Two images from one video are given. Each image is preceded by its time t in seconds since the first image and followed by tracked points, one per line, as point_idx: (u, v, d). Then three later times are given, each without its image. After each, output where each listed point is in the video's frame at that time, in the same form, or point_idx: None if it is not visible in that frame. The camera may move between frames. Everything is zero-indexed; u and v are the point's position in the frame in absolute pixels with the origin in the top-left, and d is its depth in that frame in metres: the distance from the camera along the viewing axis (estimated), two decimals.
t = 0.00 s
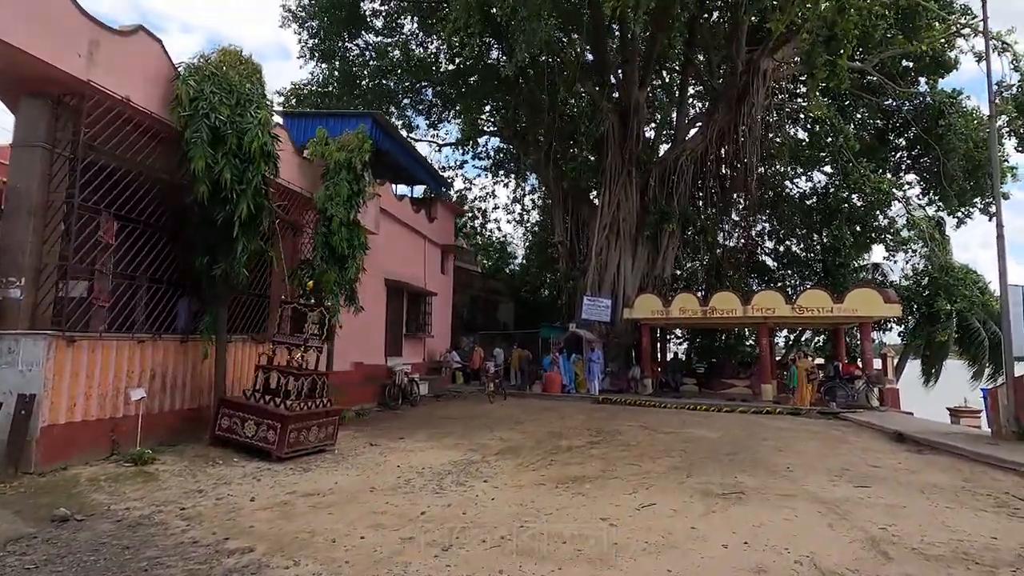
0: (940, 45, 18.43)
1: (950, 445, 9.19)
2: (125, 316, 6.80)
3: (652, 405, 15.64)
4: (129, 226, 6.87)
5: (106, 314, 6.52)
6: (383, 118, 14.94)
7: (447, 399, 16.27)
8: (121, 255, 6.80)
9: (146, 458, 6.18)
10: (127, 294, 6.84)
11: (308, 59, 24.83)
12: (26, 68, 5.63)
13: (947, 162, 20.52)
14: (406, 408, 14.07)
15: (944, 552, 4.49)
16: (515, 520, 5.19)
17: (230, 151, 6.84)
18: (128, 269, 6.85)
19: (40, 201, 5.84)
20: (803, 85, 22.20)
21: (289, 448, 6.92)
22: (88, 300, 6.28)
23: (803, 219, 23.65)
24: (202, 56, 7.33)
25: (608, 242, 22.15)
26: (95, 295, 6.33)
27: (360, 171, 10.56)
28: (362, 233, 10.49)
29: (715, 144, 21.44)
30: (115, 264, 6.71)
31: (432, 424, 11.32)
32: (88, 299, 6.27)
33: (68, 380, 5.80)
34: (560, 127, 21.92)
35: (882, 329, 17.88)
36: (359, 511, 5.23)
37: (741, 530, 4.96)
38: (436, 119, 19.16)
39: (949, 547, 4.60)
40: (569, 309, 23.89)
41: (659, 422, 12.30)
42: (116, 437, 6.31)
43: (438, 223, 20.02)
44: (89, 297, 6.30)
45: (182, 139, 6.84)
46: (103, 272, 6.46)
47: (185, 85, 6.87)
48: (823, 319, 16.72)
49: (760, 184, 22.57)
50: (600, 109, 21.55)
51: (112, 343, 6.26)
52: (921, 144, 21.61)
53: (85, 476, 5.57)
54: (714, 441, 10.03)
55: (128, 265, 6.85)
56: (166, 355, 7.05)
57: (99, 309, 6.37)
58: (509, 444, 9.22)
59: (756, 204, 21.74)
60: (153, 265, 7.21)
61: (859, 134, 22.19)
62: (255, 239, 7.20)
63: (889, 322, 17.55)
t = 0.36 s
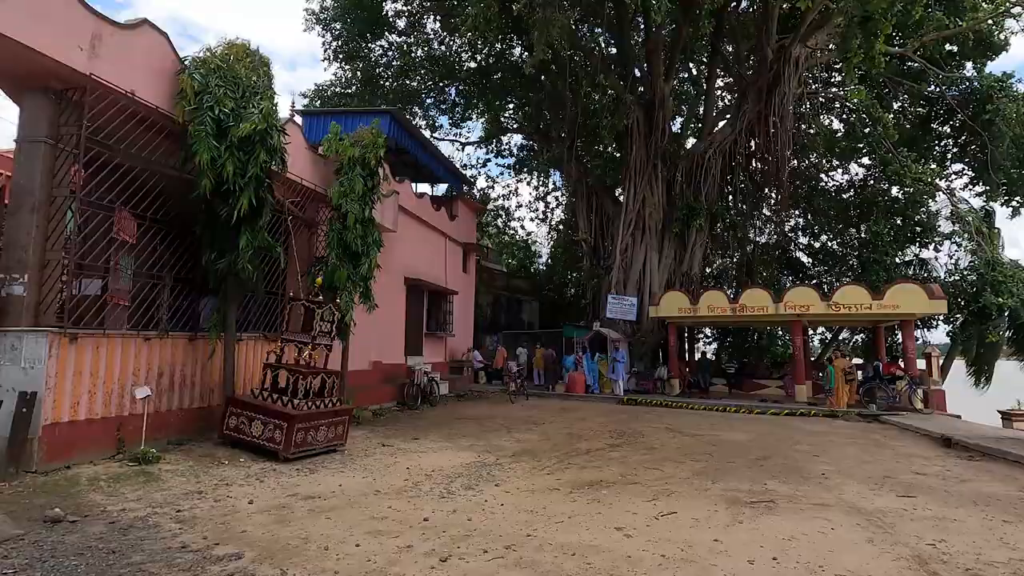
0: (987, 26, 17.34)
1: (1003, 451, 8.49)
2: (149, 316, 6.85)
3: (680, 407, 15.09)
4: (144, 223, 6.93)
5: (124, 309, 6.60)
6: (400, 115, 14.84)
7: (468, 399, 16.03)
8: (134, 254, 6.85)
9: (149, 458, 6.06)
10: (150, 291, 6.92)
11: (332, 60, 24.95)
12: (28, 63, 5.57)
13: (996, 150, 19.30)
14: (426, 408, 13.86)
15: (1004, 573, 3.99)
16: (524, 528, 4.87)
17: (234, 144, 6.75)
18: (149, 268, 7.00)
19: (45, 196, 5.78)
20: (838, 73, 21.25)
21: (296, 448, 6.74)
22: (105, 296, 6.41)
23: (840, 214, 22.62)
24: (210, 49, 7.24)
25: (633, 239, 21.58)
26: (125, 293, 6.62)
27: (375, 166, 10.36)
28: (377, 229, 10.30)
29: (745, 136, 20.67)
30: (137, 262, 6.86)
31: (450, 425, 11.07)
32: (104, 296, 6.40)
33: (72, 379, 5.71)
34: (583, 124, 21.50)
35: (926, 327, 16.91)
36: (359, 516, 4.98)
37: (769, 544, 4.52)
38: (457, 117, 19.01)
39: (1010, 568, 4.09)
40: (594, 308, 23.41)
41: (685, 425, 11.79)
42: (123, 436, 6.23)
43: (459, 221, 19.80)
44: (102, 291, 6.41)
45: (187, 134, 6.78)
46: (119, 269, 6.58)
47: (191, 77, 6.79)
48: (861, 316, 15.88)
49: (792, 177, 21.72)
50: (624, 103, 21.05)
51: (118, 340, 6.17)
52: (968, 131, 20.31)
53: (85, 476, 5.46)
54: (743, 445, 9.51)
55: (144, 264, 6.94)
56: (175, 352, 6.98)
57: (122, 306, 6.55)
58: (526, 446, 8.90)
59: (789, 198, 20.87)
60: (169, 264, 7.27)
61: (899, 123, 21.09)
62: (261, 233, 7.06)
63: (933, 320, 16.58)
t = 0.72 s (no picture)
0: None
1: None
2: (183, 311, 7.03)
3: (718, 407, 14.43)
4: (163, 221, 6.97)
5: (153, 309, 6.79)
6: (428, 111, 14.76)
7: (498, 398, 15.78)
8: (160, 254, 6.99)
9: (166, 458, 6.03)
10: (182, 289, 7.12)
11: (364, 60, 25.09)
12: (42, 63, 5.59)
13: None
14: (454, 407, 13.66)
15: None
16: (538, 540, 4.55)
17: (248, 142, 6.66)
18: (179, 268, 7.13)
19: (62, 197, 5.81)
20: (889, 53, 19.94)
21: (312, 449, 6.62)
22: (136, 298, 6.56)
23: (892, 203, 21.26)
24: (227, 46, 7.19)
25: (670, 233, 20.80)
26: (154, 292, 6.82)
27: (398, 162, 10.21)
28: (400, 225, 10.14)
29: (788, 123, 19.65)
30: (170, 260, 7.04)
31: (476, 425, 10.83)
32: (132, 297, 6.52)
33: (89, 379, 5.72)
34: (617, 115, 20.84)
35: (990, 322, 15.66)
36: (365, 523, 4.76)
37: (810, 566, 4.05)
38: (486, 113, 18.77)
39: None
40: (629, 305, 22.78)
41: (722, 426, 11.19)
42: (141, 435, 6.23)
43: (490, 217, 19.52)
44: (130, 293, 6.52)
45: (202, 132, 6.76)
46: (150, 268, 6.79)
47: (206, 74, 6.75)
48: (915, 311, 14.82)
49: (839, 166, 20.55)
50: (659, 93, 20.32)
51: (136, 339, 6.18)
52: None
53: (100, 476, 5.44)
54: (785, 449, 8.92)
55: (173, 263, 7.07)
56: (195, 351, 6.95)
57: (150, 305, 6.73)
58: (552, 448, 8.58)
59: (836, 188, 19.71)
60: (197, 261, 7.35)
61: (959, 104, 19.62)
62: (276, 231, 6.97)
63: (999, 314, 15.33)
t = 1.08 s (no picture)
0: None
1: None
2: (220, 313, 7.34)
3: (761, 409, 13.72)
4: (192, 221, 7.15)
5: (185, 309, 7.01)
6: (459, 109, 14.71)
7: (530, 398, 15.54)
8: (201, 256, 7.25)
9: (186, 455, 6.07)
10: (218, 292, 7.36)
11: (399, 61, 25.24)
12: (67, 67, 5.74)
13: None
14: (485, 407, 13.49)
15: None
16: (549, 549, 4.29)
17: (266, 140, 6.63)
18: (218, 269, 7.46)
19: (86, 198, 5.93)
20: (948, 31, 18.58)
21: (331, 448, 6.55)
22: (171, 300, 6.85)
23: (953, 192, 19.80)
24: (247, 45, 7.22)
25: (709, 227, 19.99)
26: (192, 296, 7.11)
27: (423, 159, 10.11)
28: (425, 223, 10.05)
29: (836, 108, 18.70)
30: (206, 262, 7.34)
31: (503, 425, 10.62)
32: (163, 298, 6.77)
33: (112, 378, 5.81)
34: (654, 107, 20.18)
35: None
36: (374, 525, 4.63)
37: None
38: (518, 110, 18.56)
39: None
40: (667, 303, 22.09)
41: (763, 430, 10.60)
42: (165, 432, 6.30)
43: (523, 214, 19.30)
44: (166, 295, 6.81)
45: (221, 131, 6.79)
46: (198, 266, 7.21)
47: (225, 74, 6.80)
48: (980, 306, 13.70)
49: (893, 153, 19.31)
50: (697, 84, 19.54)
51: (159, 338, 6.26)
52: None
53: (121, 472, 5.51)
54: (830, 455, 8.32)
55: (212, 264, 7.42)
56: (218, 350, 7.03)
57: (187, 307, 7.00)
58: (579, 450, 8.27)
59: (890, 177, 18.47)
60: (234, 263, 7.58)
61: None
62: (295, 228, 6.96)
63: None
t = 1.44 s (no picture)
0: None
1: None
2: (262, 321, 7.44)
3: (814, 415, 12.84)
4: (236, 229, 7.55)
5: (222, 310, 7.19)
6: (494, 111, 14.65)
7: (568, 401, 15.16)
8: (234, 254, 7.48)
9: (210, 455, 6.13)
10: (257, 296, 7.48)
11: (438, 65, 25.36)
12: (95, 76, 5.89)
13: None
14: (520, 409, 13.23)
15: None
16: (561, 564, 3.98)
17: (286, 139, 6.65)
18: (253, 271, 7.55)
19: (115, 202, 6.06)
20: None
21: (352, 449, 6.46)
22: (213, 304, 7.10)
23: None
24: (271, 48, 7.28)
25: (757, 223, 19.01)
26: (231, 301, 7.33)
27: (452, 158, 9.96)
28: (454, 222, 9.91)
29: (896, 91, 17.67)
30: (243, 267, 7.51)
31: (536, 428, 10.34)
32: (200, 299, 7.01)
33: (138, 378, 5.92)
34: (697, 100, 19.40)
35: None
36: (382, 532, 4.46)
37: None
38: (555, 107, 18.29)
39: None
40: (713, 303, 21.20)
41: (816, 437, 9.86)
42: (192, 431, 6.37)
43: (560, 214, 18.97)
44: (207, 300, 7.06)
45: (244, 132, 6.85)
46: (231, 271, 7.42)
47: (248, 76, 6.86)
48: None
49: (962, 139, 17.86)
50: (743, 73, 18.63)
51: (184, 338, 6.35)
52: None
53: (145, 471, 5.60)
54: (890, 467, 7.59)
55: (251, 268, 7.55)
56: (245, 351, 7.07)
57: (230, 310, 7.24)
58: (612, 457, 7.90)
59: (959, 164, 17.05)
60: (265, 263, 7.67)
61: None
62: (315, 227, 6.98)
63: None
